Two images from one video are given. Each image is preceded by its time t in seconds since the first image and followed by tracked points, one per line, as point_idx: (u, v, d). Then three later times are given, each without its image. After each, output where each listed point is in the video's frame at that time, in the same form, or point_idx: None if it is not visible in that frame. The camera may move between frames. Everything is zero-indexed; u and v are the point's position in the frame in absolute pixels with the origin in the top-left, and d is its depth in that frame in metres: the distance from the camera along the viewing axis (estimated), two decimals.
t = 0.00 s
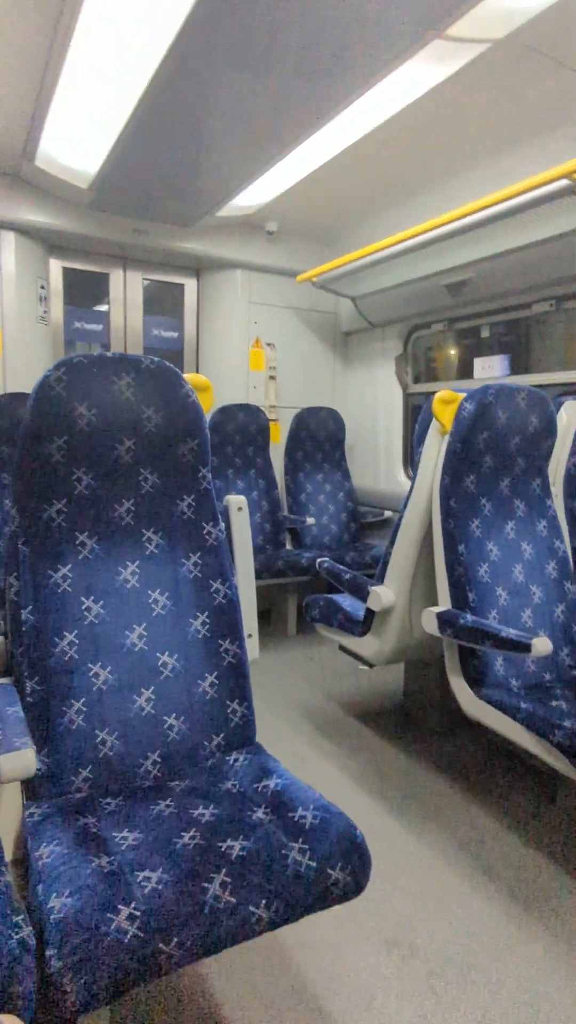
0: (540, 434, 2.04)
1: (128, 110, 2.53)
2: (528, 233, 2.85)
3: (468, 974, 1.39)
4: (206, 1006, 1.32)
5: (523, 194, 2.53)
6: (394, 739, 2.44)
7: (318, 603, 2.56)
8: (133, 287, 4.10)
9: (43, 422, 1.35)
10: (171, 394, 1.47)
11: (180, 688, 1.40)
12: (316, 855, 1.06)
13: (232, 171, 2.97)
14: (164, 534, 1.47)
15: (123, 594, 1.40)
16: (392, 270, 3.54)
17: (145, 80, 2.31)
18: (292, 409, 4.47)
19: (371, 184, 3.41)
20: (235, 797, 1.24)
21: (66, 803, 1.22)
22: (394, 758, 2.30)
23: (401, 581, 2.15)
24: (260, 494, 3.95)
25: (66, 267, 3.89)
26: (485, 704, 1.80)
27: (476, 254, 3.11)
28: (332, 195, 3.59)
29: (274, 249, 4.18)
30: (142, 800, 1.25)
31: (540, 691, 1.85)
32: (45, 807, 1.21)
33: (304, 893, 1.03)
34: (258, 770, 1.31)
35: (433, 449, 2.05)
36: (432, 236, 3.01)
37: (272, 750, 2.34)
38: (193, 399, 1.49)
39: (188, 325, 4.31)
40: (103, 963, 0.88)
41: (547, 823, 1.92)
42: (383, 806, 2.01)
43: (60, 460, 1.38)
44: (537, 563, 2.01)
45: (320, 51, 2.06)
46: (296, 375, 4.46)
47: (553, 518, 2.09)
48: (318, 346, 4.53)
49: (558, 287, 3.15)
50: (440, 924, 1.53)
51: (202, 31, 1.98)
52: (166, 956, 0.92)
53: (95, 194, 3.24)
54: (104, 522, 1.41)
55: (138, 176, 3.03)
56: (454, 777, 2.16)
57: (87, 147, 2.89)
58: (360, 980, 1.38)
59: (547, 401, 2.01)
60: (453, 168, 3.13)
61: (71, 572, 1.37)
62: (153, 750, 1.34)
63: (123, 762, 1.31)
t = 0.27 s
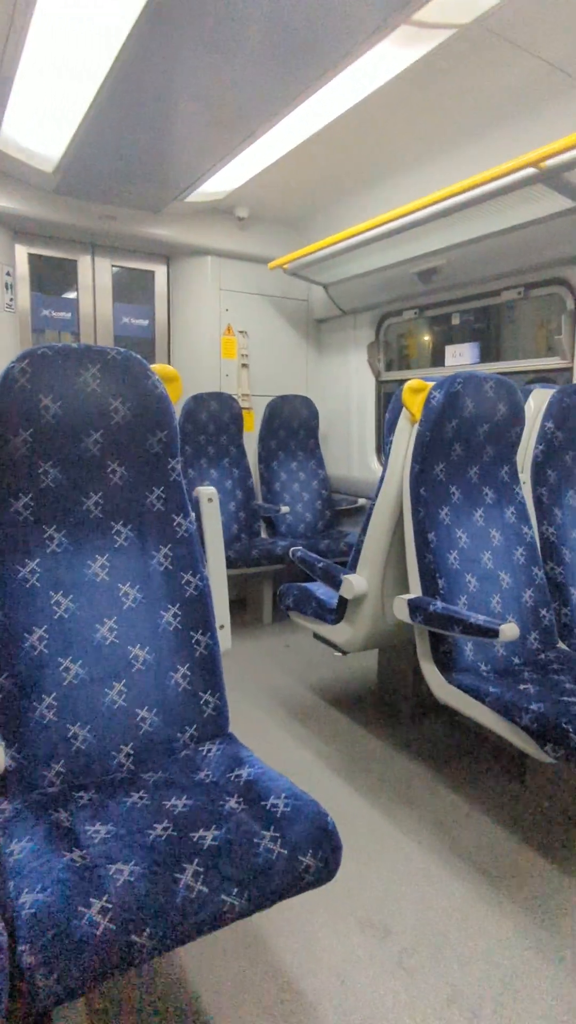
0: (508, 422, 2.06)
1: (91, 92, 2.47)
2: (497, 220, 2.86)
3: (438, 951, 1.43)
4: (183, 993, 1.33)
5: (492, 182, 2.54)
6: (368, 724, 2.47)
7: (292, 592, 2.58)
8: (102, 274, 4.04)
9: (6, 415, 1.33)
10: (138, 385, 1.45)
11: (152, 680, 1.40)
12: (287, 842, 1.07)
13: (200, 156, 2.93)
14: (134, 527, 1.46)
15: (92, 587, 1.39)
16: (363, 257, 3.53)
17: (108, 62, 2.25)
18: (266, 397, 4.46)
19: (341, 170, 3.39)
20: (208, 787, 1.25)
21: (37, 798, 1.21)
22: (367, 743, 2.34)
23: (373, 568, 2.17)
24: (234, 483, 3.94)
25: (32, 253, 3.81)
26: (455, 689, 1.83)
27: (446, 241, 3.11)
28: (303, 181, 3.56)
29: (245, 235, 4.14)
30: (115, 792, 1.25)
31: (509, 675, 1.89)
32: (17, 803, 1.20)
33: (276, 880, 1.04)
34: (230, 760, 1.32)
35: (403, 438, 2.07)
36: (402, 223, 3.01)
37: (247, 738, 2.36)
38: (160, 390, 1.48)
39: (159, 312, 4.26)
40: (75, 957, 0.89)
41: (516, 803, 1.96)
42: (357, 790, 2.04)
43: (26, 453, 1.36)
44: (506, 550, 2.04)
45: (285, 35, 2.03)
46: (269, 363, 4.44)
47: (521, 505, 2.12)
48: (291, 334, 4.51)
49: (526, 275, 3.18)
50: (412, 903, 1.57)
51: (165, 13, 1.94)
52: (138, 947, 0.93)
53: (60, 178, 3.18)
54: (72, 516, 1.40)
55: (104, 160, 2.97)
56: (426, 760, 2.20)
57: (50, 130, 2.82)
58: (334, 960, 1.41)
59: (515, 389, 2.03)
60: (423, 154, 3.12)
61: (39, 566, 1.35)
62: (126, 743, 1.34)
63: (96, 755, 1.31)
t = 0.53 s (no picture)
0: (492, 416, 2.08)
1: (70, 91, 2.46)
2: (477, 216, 2.89)
3: (431, 939, 1.45)
4: (180, 988, 1.34)
5: (472, 178, 2.56)
6: (359, 719, 2.49)
7: (281, 588, 2.59)
8: (84, 273, 4.02)
9: None
10: (124, 385, 1.45)
11: (143, 679, 1.40)
12: (281, 836, 1.08)
13: (181, 154, 2.92)
14: (122, 527, 1.46)
15: (81, 588, 1.39)
16: (346, 253, 3.54)
17: (87, 60, 2.24)
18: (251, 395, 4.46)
19: (322, 167, 3.39)
20: (201, 784, 1.25)
21: (31, 799, 1.21)
22: (359, 736, 2.36)
23: (361, 563, 2.19)
24: (221, 481, 3.95)
25: (14, 253, 3.78)
26: (444, 681, 1.85)
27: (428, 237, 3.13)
28: (284, 178, 3.56)
29: (227, 233, 4.14)
30: (108, 791, 1.25)
31: (497, 667, 1.91)
32: (10, 805, 1.20)
33: (271, 873, 1.05)
34: (223, 756, 1.33)
35: (388, 433, 2.08)
36: (384, 219, 3.02)
37: (239, 734, 2.37)
38: (146, 389, 1.48)
39: (142, 311, 4.25)
40: (72, 955, 0.89)
41: (506, 792, 1.99)
42: (349, 784, 2.06)
43: (12, 455, 1.35)
44: (492, 543, 2.06)
45: (264, 32, 2.04)
46: (254, 361, 4.44)
47: (507, 498, 2.14)
48: (275, 331, 4.51)
49: (508, 270, 3.20)
50: (405, 893, 1.59)
51: (142, 11, 1.94)
52: (135, 943, 0.93)
53: (40, 177, 3.16)
54: (59, 517, 1.40)
55: (84, 159, 2.96)
56: (417, 753, 2.22)
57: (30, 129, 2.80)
58: (329, 951, 1.43)
59: (498, 383, 2.05)
60: (403, 150, 3.14)
61: (28, 567, 1.35)
62: (118, 742, 1.35)
63: (88, 755, 1.31)
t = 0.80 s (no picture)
0: (482, 415, 2.09)
1: (54, 96, 2.46)
2: (463, 216, 2.90)
3: (430, 939, 1.45)
4: (180, 994, 1.33)
5: (457, 180, 2.57)
6: (355, 720, 2.49)
7: (275, 591, 2.58)
8: (72, 279, 4.01)
9: None
10: (112, 390, 1.45)
11: (137, 684, 1.40)
12: (277, 840, 1.08)
13: (167, 158, 2.92)
14: (113, 532, 1.45)
15: (73, 595, 1.39)
16: (334, 256, 3.55)
17: (71, 65, 2.24)
18: (242, 398, 4.46)
19: (308, 170, 3.40)
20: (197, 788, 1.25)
21: (25, 808, 1.21)
22: (355, 738, 2.36)
23: (354, 565, 2.19)
24: (213, 485, 3.94)
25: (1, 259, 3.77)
26: (438, 680, 1.85)
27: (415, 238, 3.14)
28: (271, 181, 3.57)
29: (215, 237, 4.14)
30: (103, 798, 1.25)
31: (491, 665, 1.91)
32: (4, 814, 1.19)
33: (268, 877, 1.05)
34: (219, 760, 1.33)
35: (379, 434, 2.08)
36: (371, 221, 3.03)
37: (235, 738, 2.37)
38: (134, 394, 1.47)
39: (131, 316, 4.24)
40: (68, 964, 0.88)
41: (502, 790, 1.99)
42: (346, 785, 2.06)
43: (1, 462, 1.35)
44: (484, 541, 2.07)
45: (247, 37, 2.04)
46: (244, 364, 4.45)
47: (497, 497, 2.15)
48: (264, 334, 4.52)
49: (494, 270, 3.22)
50: (403, 894, 1.59)
51: (125, 17, 1.94)
52: (132, 951, 0.93)
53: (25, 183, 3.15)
54: (49, 523, 1.39)
55: (70, 165, 2.96)
56: (413, 753, 2.22)
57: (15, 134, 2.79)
58: (328, 953, 1.42)
59: (486, 382, 2.06)
60: (389, 153, 3.15)
61: (18, 575, 1.34)
62: (113, 748, 1.34)
63: (83, 763, 1.31)
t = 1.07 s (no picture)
0: (479, 419, 2.08)
1: (47, 110, 2.47)
2: (457, 221, 2.91)
3: (438, 949, 1.43)
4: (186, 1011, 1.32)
5: (450, 185, 2.58)
6: (358, 727, 2.48)
7: (276, 599, 2.57)
8: (69, 291, 4.02)
9: None
10: (108, 401, 1.45)
11: (137, 697, 1.39)
12: (281, 852, 1.07)
13: (160, 169, 2.94)
14: (111, 543, 1.45)
15: (72, 607, 1.38)
16: (328, 263, 3.56)
17: (63, 78, 2.25)
18: (239, 406, 4.46)
19: (302, 178, 3.42)
20: (199, 800, 1.24)
21: (27, 824, 1.20)
22: (358, 745, 2.34)
23: (354, 571, 2.18)
24: (212, 493, 3.94)
25: None
26: (441, 686, 1.84)
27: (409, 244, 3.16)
28: (264, 190, 3.58)
29: (210, 246, 4.15)
30: (105, 812, 1.24)
31: (494, 670, 1.90)
32: (5, 830, 1.18)
33: (272, 889, 1.03)
34: (221, 772, 1.31)
35: (376, 440, 2.08)
36: (365, 228, 3.04)
37: (238, 747, 2.35)
38: (131, 404, 1.47)
39: (128, 327, 4.26)
40: (71, 982, 0.87)
41: (508, 796, 1.98)
42: (350, 793, 2.04)
43: None
44: (484, 546, 2.06)
45: (238, 47, 2.06)
46: (241, 372, 4.45)
47: (497, 501, 2.15)
48: (261, 342, 4.53)
49: (489, 275, 3.23)
50: (410, 904, 1.57)
51: (117, 30, 1.95)
52: (137, 968, 0.92)
53: (20, 196, 3.17)
54: (47, 536, 1.39)
55: (64, 177, 2.97)
56: (418, 760, 2.21)
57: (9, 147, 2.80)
58: (335, 964, 1.41)
59: (483, 386, 2.06)
60: (381, 160, 3.16)
61: (17, 588, 1.34)
62: (114, 761, 1.33)
63: (84, 776, 1.30)
